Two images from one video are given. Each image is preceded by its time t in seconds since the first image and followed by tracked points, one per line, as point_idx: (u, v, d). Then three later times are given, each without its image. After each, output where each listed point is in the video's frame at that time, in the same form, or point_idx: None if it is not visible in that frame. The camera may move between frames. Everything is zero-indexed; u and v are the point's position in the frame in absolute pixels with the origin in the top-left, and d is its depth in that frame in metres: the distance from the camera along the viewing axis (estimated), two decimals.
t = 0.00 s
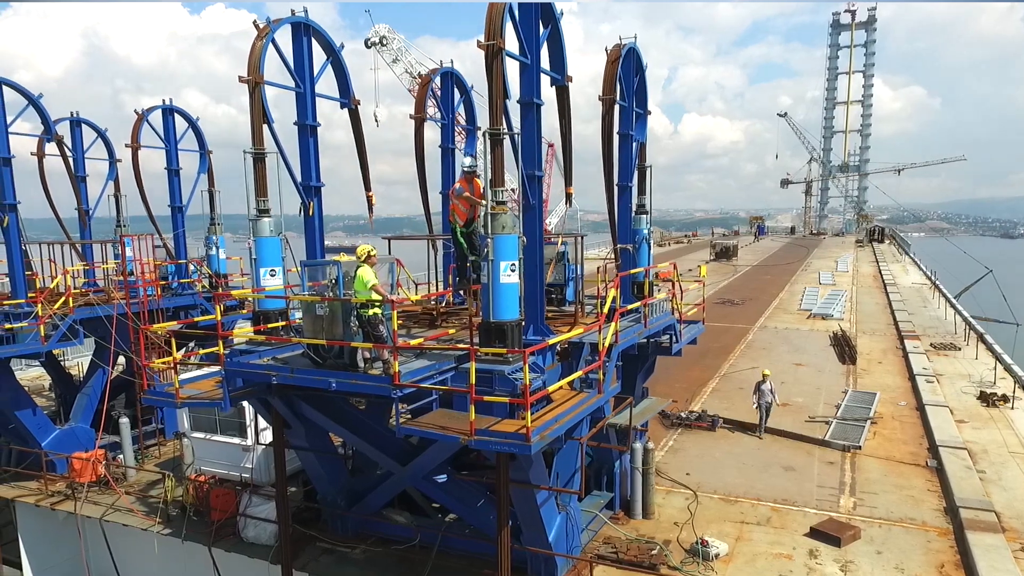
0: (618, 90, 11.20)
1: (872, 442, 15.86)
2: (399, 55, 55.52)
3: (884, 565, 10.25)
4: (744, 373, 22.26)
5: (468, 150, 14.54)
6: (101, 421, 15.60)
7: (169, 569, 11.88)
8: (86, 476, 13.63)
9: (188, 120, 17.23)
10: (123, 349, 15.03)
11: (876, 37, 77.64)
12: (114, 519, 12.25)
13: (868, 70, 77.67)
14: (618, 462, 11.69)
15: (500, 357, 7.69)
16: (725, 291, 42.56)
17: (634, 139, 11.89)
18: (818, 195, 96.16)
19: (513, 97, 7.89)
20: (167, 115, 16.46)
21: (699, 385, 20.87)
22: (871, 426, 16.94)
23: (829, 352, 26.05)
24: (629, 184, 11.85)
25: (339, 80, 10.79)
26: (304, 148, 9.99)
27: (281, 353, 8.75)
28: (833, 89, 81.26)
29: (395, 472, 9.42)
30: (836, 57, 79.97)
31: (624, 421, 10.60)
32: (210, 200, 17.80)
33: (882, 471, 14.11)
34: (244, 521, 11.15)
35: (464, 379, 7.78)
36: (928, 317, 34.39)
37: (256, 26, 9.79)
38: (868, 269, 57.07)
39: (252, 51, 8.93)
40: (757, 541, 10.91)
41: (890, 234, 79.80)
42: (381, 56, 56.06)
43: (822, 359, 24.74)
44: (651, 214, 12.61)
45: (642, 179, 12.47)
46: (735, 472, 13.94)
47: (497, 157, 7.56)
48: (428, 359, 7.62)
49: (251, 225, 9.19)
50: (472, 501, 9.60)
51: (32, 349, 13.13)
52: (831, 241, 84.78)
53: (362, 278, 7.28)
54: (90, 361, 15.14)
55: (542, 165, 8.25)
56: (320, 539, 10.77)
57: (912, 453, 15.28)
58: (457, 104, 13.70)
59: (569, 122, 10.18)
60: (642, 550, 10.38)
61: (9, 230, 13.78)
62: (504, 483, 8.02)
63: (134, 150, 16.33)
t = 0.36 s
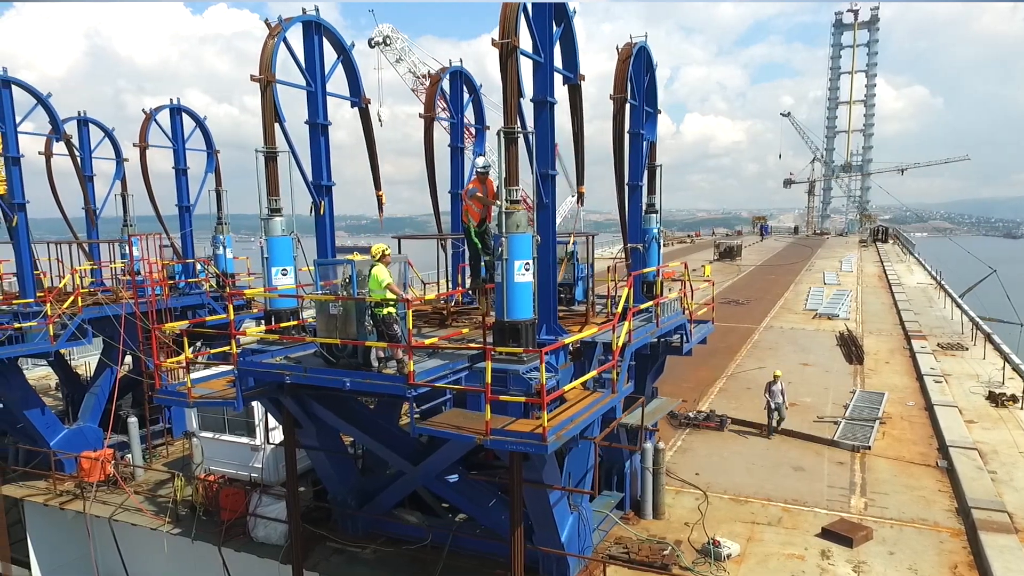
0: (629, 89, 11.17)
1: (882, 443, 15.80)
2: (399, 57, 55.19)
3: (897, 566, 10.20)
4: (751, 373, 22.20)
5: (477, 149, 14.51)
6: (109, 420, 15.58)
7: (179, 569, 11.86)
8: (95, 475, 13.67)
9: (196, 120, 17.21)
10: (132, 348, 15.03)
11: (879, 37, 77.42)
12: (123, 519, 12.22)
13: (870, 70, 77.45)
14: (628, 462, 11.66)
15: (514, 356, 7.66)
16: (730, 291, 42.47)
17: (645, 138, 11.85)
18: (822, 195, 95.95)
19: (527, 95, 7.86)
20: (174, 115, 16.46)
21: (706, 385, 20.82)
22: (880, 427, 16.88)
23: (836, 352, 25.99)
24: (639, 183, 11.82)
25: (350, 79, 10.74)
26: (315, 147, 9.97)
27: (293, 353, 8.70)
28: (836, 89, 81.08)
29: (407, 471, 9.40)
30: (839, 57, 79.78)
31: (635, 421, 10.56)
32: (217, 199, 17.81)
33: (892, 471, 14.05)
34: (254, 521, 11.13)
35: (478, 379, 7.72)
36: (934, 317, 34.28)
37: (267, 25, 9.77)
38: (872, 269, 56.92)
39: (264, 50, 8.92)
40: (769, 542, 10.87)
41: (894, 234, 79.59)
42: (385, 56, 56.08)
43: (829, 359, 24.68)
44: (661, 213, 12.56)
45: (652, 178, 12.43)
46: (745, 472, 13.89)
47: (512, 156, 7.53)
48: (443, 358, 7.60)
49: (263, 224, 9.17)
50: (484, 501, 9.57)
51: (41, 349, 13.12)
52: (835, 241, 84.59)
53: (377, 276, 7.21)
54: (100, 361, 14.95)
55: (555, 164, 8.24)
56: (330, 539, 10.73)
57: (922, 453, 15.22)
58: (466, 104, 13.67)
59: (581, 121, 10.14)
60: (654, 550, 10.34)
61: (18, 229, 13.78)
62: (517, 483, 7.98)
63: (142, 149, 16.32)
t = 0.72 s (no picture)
0: (641, 88, 11.13)
1: (891, 443, 15.75)
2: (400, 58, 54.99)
3: (911, 566, 10.15)
4: (759, 373, 22.15)
5: (486, 148, 14.47)
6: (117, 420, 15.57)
7: (189, 569, 11.84)
8: (105, 475, 13.61)
9: (203, 119, 17.19)
10: (140, 348, 15.03)
11: (882, 36, 77.17)
12: (133, 519, 12.21)
13: (874, 70, 77.21)
14: (639, 462, 11.63)
15: (529, 356, 7.61)
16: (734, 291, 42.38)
17: (655, 137, 11.81)
18: (825, 195, 95.75)
19: (541, 94, 7.82)
20: (182, 114, 16.44)
21: (714, 385, 20.77)
22: (889, 427, 16.82)
23: (842, 352, 25.93)
24: (650, 182, 11.78)
25: (361, 78, 10.70)
26: (326, 146, 9.95)
27: (306, 352, 8.68)
28: (839, 89, 80.89)
29: (418, 471, 9.38)
30: (841, 57, 79.60)
31: (648, 421, 10.51)
32: (224, 199, 17.81)
33: (903, 472, 13.98)
34: (264, 521, 11.11)
35: (493, 378, 7.69)
36: (941, 317, 34.18)
37: (279, 23, 9.74)
38: (877, 269, 56.76)
39: (276, 49, 8.89)
40: (781, 543, 10.82)
41: (899, 234, 79.38)
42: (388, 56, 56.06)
43: (836, 359, 24.63)
44: (671, 212, 12.52)
45: (663, 177, 12.38)
46: (755, 473, 13.84)
47: (527, 155, 7.50)
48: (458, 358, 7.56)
49: (275, 224, 9.14)
50: (495, 501, 9.54)
51: (51, 348, 13.11)
52: (838, 241, 84.37)
53: (393, 276, 7.20)
54: (107, 360, 14.99)
55: (570, 162, 8.23)
56: (341, 539, 10.71)
57: (932, 453, 15.16)
58: (476, 102, 13.63)
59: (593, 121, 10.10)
60: (666, 551, 10.31)
61: (27, 229, 13.78)
62: (531, 483, 7.95)
63: (150, 149, 16.31)
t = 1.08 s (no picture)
0: (653, 86, 11.10)
1: (901, 443, 15.70)
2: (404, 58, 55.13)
3: (924, 567, 10.10)
4: (766, 373, 22.11)
5: (496, 148, 14.46)
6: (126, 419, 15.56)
7: (199, 568, 11.83)
8: (114, 475, 13.60)
9: (212, 118, 17.19)
10: (149, 347, 15.02)
11: (885, 36, 76.96)
12: (143, 518, 12.20)
13: (876, 69, 77.03)
14: (650, 462, 11.59)
15: (545, 355, 7.58)
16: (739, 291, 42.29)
17: (667, 136, 11.77)
18: (829, 195, 95.54)
19: (557, 92, 7.80)
20: (191, 113, 16.44)
21: (721, 385, 20.73)
22: (898, 427, 16.76)
23: (849, 352, 25.88)
24: (661, 181, 11.75)
25: (373, 76, 10.67)
26: (338, 145, 9.92)
27: (320, 351, 8.66)
28: (842, 89, 80.73)
29: (431, 471, 9.35)
30: (844, 57, 79.43)
31: (660, 422, 10.46)
32: (233, 198, 17.80)
33: (914, 472, 13.92)
34: (275, 521, 11.09)
35: (508, 378, 7.65)
36: (947, 317, 34.08)
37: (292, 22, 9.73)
38: (882, 269, 56.57)
39: (290, 47, 8.86)
40: (793, 543, 10.78)
41: (902, 233, 79.18)
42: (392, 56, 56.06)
43: (843, 359, 24.59)
44: (682, 212, 12.50)
45: (674, 176, 12.34)
46: (765, 473, 13.81)
47: (543, 153, 7.47)
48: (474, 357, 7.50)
49: (288, 223, 9.11)
50: (508, 501, 9.50)
51: (61, 347, 13.07)
52: (842, 241, 84.10)
53: (409, 275, 7.17)
54: (115, 359, 15.02)
55: (585, 161, 8.25)
56: (352, 539, 10.69)
57: (943, 454, 15.10)
58: (486, 102, 13.61)
59: (606, 120, 10.06)
60: (678, 551, 10.27)
61: (37, 227, 13.77)
62: (546, 483, 7.91)
63: (159, 148, 16.31)
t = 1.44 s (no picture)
0: (667, 85, 11.06)
1: (912, 444, 15.64)
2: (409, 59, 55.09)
3: (940, 568, 10.05)
4: (774, 373, 22.08)
5: (506, 147, 14.45)
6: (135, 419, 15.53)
7: (210, 568, 11.82)
8: (124, 474, 13.59)
9: (221, 118, 17.18)
10: (159, 347, 15.01)
11: (888, 36, 76.79)
12: (154, 517, 12.20)
13: (879, 69, 76.85)
14: (662, 463, 11.55)
15: (563, 355, 7.55)
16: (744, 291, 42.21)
17: (679, 136, 11.73)
18: (832, 195, 95.32)
19: (574, 91, 7.77)
20: (200, 112, 16.44)
21: (729, 385, 20.70)
22: (909, 427, 16.71)
23: (857, 352, 25.84)
24: (674, 181, 11.68)
25: (386, 76, 10.64)
26: (352, 144, 9.90)
27: (335, 351, 8.65)
28: (845, 89, 80.57)
29: (445, 471, 9.32)
30: (847, 56, 79.23)
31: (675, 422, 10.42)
32: (241, 198, 17.81)
33: (926, 473, 13.87)
34: (286, 520, 11.07)
35: (525, 378, 7.62)
36: (954, 317, 34.00)
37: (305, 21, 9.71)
38: (887, 269, 56.39)
39: (304, 47, 8.85)
40: (807, 544, 10.73)
41: (907, 233, 78.98)
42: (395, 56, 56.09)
43: (850, 359, 24.55)
44: (694, 211, 12.47)
45: (686, 175, 12.31)
46: (776, 473, 13.78)
47: (560, 153, 7.45)
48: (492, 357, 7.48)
49: (302, 222, 9.10)
50: (522, 501, 9.47)
51: (71, 347, 12.99)
52: (847, 241, 83.83)
53: (427, 274, 7.13)
54: (124, 358, 15.00)
55: (601, 161, 8.29)
56: (364, 539, 10.67)
57: (954, 454, 15.03)
58: (497, 101, 13.59)
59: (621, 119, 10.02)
60: (692, 552, 10.23)
61: (47, 226, 13.74)
62: (562, 483, 7.87)
63: (168, 147, 16.31)
